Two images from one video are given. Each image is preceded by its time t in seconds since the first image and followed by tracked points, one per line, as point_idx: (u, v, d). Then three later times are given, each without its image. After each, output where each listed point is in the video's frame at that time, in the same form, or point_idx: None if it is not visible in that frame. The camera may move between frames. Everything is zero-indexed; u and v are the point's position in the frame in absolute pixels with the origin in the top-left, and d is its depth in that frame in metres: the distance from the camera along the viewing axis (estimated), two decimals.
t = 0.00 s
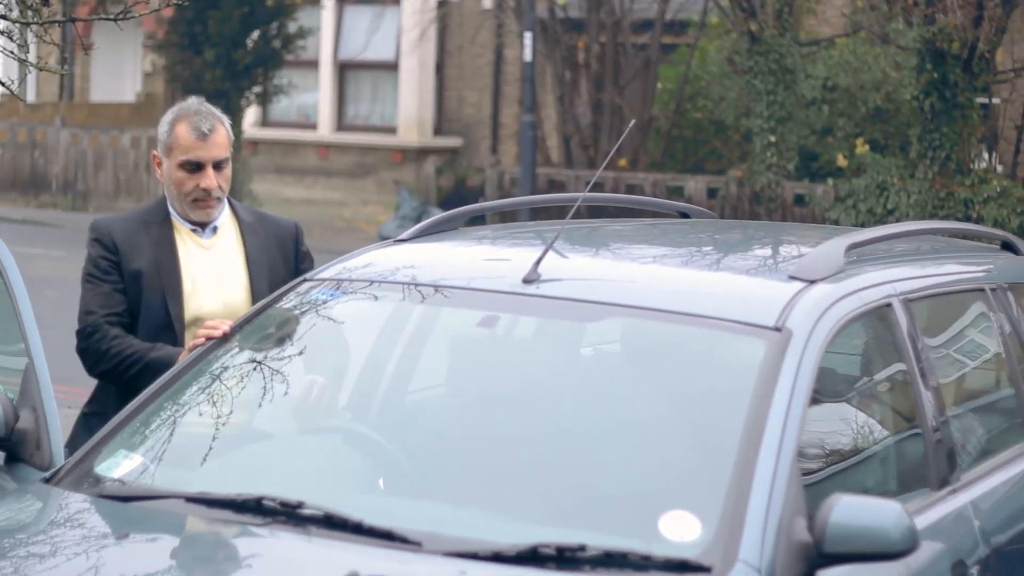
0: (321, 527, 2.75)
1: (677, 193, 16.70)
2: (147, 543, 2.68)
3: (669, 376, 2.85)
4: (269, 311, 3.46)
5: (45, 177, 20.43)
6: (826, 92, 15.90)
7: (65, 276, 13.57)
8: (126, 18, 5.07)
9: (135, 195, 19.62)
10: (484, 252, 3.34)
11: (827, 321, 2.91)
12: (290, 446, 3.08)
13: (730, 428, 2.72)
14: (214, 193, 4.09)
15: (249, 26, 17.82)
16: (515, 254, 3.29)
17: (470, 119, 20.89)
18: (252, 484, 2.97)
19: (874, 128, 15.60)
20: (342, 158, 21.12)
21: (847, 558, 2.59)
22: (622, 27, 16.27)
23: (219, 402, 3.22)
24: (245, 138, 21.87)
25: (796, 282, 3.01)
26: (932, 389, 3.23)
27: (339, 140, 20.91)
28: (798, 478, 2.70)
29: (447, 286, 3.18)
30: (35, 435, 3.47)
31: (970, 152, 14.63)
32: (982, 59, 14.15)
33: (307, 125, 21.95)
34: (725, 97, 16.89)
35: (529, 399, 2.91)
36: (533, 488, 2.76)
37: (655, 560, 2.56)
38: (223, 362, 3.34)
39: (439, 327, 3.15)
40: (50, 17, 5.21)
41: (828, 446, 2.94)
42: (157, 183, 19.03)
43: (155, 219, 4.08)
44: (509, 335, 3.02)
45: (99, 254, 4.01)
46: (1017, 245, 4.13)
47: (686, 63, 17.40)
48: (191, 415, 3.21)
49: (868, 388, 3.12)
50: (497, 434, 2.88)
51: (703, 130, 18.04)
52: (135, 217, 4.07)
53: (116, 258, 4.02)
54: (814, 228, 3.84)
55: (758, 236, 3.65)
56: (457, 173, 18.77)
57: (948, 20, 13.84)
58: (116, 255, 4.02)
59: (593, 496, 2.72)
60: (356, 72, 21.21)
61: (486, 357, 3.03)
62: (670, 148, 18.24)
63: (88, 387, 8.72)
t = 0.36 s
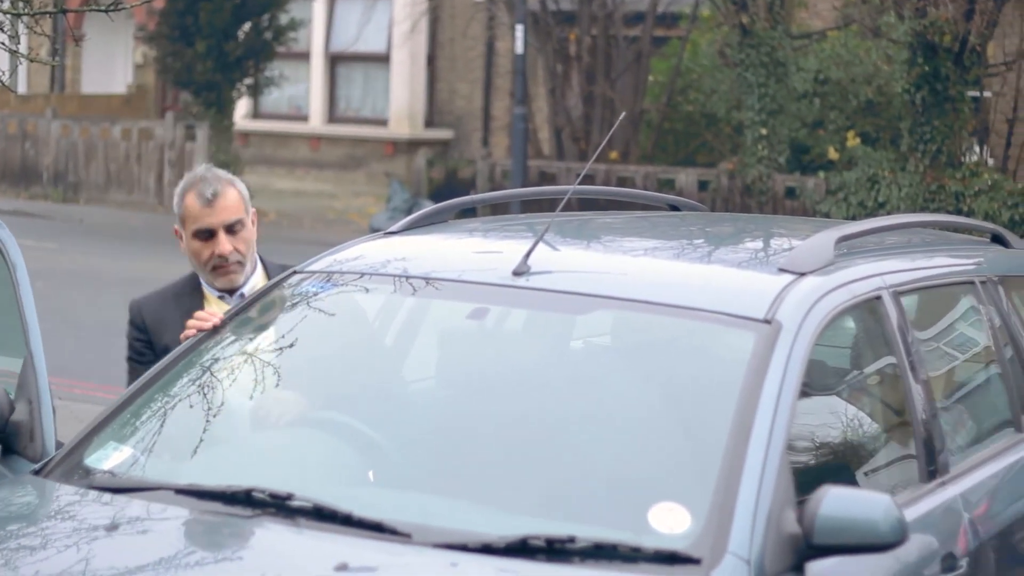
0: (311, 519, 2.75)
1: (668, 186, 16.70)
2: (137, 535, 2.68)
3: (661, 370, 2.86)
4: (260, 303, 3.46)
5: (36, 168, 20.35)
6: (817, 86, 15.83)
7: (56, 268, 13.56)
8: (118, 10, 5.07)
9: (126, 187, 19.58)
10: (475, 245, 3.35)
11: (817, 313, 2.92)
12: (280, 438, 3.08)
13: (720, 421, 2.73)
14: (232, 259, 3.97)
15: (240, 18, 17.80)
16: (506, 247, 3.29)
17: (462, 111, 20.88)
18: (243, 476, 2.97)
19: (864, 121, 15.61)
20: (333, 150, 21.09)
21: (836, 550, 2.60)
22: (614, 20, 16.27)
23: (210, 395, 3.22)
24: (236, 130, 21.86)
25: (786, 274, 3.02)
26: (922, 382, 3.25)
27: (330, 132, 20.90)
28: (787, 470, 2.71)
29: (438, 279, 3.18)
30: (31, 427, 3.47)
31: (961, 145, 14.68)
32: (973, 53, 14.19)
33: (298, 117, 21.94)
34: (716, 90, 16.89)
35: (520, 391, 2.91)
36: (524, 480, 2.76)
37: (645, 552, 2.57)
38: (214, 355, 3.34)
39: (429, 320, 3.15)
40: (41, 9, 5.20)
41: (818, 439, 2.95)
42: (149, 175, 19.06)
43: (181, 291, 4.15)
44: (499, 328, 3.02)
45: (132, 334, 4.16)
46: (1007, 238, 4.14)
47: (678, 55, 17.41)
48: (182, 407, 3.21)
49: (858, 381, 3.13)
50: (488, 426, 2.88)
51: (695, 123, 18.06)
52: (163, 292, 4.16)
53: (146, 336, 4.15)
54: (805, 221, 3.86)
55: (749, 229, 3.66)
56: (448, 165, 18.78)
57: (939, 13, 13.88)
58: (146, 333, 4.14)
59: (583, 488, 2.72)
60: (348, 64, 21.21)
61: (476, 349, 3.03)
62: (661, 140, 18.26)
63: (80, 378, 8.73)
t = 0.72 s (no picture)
0: (310, 512, 2.75)
1: (668, 179, 16.70)
2: (138, 530, 2.68)
3: (660, 363, 2.86)
4: (260, 296, 3.46)
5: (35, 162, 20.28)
6: (818, 79, 15.78)
7: (55, 262, 13.54)
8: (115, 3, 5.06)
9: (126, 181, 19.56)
10: (476, 238, 3.34)
11: (816, 306, 2.92)
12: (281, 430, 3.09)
13: (720, 412, 2.73)
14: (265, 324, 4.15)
15: (239, 11, 17.80)
16: (505, 240, 3.29)
17: (461, 105, 20.87)
18: (242, 469, 2.97)
19: (864, 114, 15.65)
20: (333, 144, 21.11)
21: (835, 543, 2.60)
22: (613, 13, 16.26)
23: (210, 388, 3.23)
24: (236, 123, 21.85)
25: (784, 267, 3.02)
26: (921, 375, 3.25)
27: (329, 126, 20.89)
28: (787, 462, 2.71)
29: (438, 272, 3.18)
30: (31, 420, 3.48)
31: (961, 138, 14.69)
32: (973, 46, 14.25)
33: (297, 110, 21.93)
34: (716, 83, 16.89)
35: (520, 384, 2.92)
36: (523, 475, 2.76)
37: (644, 544, 2.57)
38: (213, 349, 3.34)
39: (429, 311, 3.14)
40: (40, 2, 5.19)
41: (817, 432, 2.95)
42: (149, 169, 19.09)
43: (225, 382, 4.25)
44: (499, 321, 3.03)
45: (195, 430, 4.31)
46: (1007, 230, 4.14)
47: (678, 48, 17.41)
48: (181, 401, 3.21)
49: (858, 373, 3.13)
50: (489, 419, 2.88)
51: (694, 116, 18.08)
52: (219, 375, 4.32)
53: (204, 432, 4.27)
54: (804, 214, 3.86)
55: (748, 222, 3.66)
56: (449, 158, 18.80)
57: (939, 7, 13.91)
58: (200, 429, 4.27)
59: (583, 480, 2.72)
60: (347, 58, 21.23)
61: (477, 342, 3.03)
62: (661, 133, 18.26)
63: (78, 372, 8.72)
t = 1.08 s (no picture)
0: (306, 507, 2.76)
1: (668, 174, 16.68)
2: (135, 528, 2.68)
3: (656, 359, 2.87)
4: (258, 292, 3.47)
5: (34, 156, 20.21)
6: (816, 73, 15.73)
7: (54, 256, 13.53)
8: None
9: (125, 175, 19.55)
10: (474, 233, 3.35)
11: (812, 301, 2.93)
12: (279, 426, 3.10)
13: (716, 409, 2.73)
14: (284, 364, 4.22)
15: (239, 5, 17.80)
16: (504, 236, 3.29)
17: (461, 99, 20.85)
18: (239, 464, 2.98)
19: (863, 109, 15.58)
20: (332, 138, 21.11)
21: (832, 537, 2.61)
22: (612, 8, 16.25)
23: (208, 384, 3.24)
24: (235, 117, 21.85)
25: (781, 262, 3.03)
26: (917, 371, 3.26)
27: (329, 120, 20.89)
28: (784, 458, 2.72)
29: (436, 268, 3.18)
30: (26, 416, 3.49)
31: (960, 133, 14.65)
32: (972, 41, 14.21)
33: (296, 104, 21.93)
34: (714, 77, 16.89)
35: (517, 379, 2.93)
36: (520, 470, 2.77)
37: (641, 539, 2.58)
38: (213, 345, 3.35)
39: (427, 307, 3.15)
40: None
41: (813, 428, 2.96)
42: (148, 163, 19.11)
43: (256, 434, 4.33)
44: (495, 316, 3.03)
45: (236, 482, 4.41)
46: (1004, 226, 4.16)
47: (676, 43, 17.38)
48: (180, 398, 3.22)
49: (856, 369, 3.13)
50: (485, 416, 2.89)
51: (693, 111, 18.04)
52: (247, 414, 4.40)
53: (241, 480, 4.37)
54: (801, 210, 3.86)
55: (746, 218, 3.67)
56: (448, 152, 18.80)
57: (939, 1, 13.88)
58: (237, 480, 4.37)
59: (579, 474, 2.73)
60: (346, 51, 21.22)
61: (475, 337, 3.04)
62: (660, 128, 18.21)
63: (76, 366, 8.72)
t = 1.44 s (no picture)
0: (288, 478, 2.77)
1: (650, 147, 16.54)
2: (116, 497, 2.68)
3: (637, 328, 2.88)
4: (237, 263, 3.46)
5: (14, 130, 20.34)
6: (798, 46, 15.34)
7: (34, 231, 13.43)
8: None
9: (105, 149, 19.39)
10: (455, 204, 3.35)
11: (794, 271, 2.94)
12: (261, 397, 3.10)
13: (697, 378, 2.75)
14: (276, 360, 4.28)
15: None
16: (485, 207, 3.29)
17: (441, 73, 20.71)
18: (220, 435, 2.99)
19: (845, 82, 15.07)
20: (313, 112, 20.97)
21: (814, 508, 2.62)
22: None
23: (189, 356, 3.24)
24: (216, 91, 21.71)
25: (763, 233, 3.04)
26: (899, 340, 3.28)
27: (309, 94, 20.78)
28: (764, 427, 2.74)
29: (417, 239, 3.18)
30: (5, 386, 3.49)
31: (941, 105, 14.38)
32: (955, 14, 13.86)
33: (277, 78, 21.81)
34: (696, 50, 16.77)
35: (499, 350, 2.94)
36: (501, 441, 2.78)
37: (622, 508, 2.59)
38: (192, 316, 3.34)
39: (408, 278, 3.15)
40: None
41: (795, 398, 2.98)
42: (129, 137, 18.97)
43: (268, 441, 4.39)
44: (475, 287, 3.04)
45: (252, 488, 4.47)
46: (986, 197, 4.20)
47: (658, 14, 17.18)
48: (160, 369, 3.22)
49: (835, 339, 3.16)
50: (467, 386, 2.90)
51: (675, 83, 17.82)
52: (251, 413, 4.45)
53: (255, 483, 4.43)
54: (784, 180, 3.87)
55: (728, 188, 3.68)
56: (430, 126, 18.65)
57: None
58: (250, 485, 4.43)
59: (561, 444, 2.75)
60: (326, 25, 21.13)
61: (456, 308, 3.05)
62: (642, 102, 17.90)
63: (58, 340, 8.69)
